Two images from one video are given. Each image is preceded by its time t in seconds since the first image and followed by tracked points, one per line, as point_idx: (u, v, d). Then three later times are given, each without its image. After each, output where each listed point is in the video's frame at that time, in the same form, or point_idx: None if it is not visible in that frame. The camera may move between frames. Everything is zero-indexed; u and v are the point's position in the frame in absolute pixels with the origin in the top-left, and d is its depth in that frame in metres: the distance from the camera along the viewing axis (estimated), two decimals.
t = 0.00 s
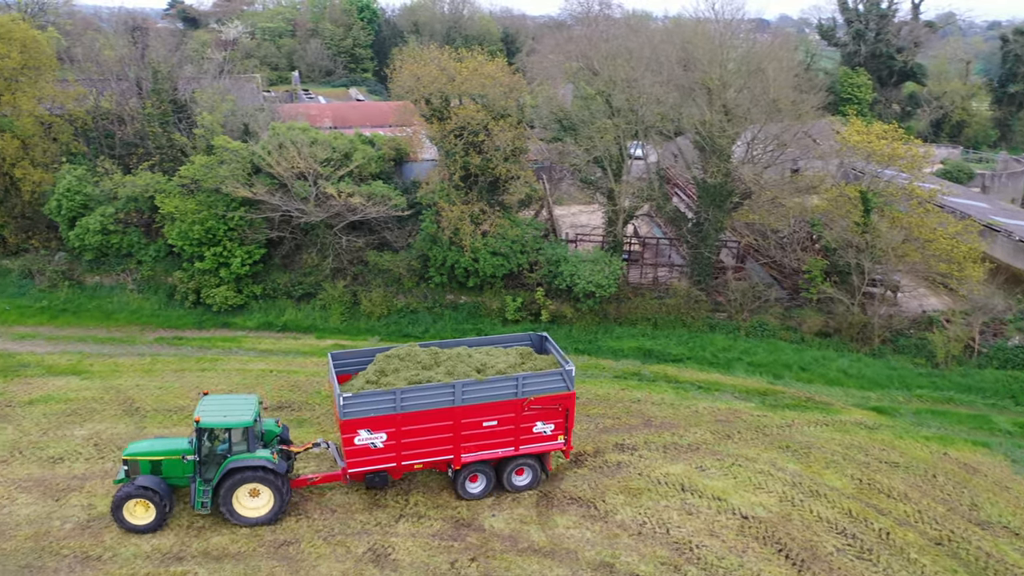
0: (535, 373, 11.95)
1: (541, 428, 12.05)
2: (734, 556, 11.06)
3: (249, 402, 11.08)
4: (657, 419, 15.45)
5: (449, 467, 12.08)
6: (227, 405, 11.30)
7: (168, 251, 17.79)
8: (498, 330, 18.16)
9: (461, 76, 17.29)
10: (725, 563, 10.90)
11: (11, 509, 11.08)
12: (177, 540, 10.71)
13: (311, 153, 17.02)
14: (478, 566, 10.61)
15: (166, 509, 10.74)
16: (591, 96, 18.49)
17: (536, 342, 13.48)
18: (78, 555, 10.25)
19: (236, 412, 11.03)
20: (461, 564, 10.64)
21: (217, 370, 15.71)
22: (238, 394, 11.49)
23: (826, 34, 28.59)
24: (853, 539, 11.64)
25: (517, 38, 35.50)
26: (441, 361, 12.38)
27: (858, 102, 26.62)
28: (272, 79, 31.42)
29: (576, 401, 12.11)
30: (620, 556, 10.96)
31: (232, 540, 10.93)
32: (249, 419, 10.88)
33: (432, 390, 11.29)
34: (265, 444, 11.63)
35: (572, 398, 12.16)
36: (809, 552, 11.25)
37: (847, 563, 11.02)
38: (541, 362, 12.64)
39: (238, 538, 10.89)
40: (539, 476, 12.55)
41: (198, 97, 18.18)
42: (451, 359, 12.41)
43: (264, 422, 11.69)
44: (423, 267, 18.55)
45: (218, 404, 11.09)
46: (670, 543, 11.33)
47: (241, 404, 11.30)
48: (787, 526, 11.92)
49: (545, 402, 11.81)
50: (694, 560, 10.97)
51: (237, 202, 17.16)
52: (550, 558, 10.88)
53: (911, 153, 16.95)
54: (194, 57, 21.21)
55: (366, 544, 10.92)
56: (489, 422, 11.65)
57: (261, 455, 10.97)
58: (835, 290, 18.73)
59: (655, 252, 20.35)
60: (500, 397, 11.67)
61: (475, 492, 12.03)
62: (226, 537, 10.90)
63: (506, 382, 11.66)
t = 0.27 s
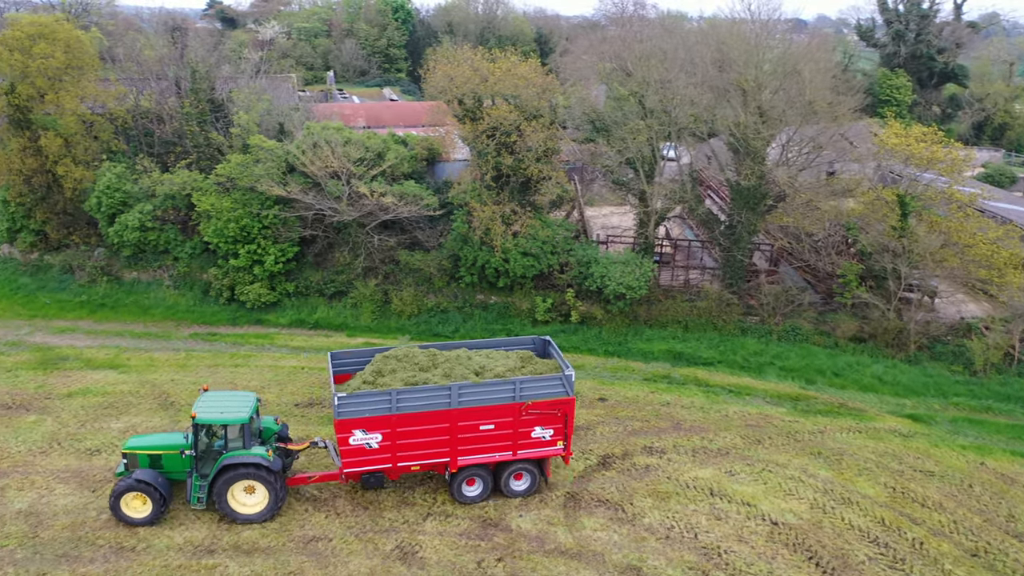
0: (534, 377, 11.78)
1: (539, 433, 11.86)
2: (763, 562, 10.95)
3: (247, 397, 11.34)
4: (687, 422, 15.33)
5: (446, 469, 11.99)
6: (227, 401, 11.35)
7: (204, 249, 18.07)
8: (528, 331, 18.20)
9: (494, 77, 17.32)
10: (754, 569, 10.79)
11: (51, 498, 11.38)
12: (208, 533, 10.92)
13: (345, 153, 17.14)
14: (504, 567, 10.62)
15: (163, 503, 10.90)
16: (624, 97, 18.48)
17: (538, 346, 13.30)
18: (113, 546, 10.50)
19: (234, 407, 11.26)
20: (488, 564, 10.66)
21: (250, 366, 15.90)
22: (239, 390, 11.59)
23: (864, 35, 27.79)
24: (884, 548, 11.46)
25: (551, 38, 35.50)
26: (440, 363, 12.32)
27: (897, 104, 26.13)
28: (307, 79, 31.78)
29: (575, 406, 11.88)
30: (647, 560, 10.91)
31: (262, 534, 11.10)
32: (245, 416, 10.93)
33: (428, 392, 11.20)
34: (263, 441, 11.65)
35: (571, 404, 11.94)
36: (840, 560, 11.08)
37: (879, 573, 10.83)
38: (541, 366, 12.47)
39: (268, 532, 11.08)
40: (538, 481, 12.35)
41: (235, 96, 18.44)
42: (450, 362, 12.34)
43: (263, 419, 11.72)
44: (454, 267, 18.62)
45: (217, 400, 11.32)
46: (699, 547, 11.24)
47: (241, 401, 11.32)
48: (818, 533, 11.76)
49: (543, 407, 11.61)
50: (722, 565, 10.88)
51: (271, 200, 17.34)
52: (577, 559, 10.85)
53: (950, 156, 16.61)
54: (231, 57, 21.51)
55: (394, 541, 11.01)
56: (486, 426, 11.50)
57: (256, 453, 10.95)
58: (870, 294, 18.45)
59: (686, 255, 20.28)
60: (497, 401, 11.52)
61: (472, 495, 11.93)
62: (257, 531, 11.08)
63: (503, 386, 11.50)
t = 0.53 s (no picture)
0: (527, 381, 11.72)
1: (531, 437, 11.75)
2: (788, 568, 10.87)
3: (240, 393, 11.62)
4: (711, 426, 15.21)
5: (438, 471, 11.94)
6: (221, 399, 11.67)
7: (232, 246, 18.26)
8: (552, 332, 18.20)
9: (521, 78, 17.35)
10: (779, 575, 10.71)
11: (83, 489, 11.66)
12: (234, 528, 11.14)
13: (372, 153, 17.23)
14: (526, 567, 10.68)
15: (156, 498, 11.08)
16: (651, 98, 18.41)
17: (534, 348, 13.17)
18: (141, 538, 10.77)
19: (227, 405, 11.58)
20: (510, 564, 10.72)
21: (276, 363, 16.05)
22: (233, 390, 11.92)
23: (896, 36, 27.58)
24: (912, 556, 11.30)
25: (579, 38, 35.46)
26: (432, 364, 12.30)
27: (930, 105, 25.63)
28: (336, 79, 32.02)
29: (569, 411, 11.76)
30: (670, 563, 10.91)
31: (287, 530, 11.31)
32: (235, 413, 11.11)
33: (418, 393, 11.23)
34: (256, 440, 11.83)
35: (565, 408, 11.82)
36: (866, 568, 10.95)
37: None
38: (535, 369, 12.38)
39: (292, 529, 11.27)
40: (531, 485, 12.11)
41: (265, 96, 18.67)
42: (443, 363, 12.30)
43: (255, 418, 11.92)
44: (479, 267, 18.64)
45: (211, 399, 11.66)
46: (722, 552, 11.19)
47: (234, 399, 11.61)
48: (844, 540, 11.63)
49: (535, 411, 11.52)
50: (746, 570, 10.82)
51: (299, 199, 17.50)
52: (599, 561, 10.88)
53: (984, 159, 16.28)
54: (261, 57, 21.74)
55: (417, 540, 11.11)
56: (477, 428, 11.46)
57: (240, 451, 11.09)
58: (900, 299, 18.18)
59: (713, 257, 20.16)
60: (488, 404, 11.47)
61: (463, 498, 11.91)
62: (281, 527, 11.29)
63: (494, 389, 11.46)
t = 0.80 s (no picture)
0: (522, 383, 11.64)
1: (524, 441, 11.68)
2: None
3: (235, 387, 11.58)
4: (738, 430, 15.05)
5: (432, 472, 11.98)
6: (218, 394, 11.73)
7: (262, 244, 18.44)
8: (579, 333, 18.17)
9: (550, 78, 17.38)
10: None
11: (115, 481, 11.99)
12: (260, 523, 11.39)
13: (401, 153, 17.30)
14: (550, 568, 10.76)
15: (151, 491, 11.33)
16: (681, 99, 18.29)
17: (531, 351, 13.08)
18: (170, 531, 11.08)
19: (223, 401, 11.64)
20: (534, 565, 10.83)
21: (304, 360, 16.19)
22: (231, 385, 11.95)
23: (934, 37, 26.93)
24: (943, 566, 11.12)
25: (609, 39, 35.38)
26: (427, 364, 12.32)
27: (967, 108, 25.16)
28: (366, 79, 32.29)
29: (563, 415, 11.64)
30: (694, 568, 10.90)
31: (313, 526, 11.54)
32: (227, 410, 11.22)
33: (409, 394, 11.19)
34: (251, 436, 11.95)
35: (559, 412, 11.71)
36: None
37: None
38: (531, 371, 12.28)
39: (318, 525, 11.49)
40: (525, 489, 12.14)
41: (296, 96, 19.00)
42: (438, 363, 12.32)
43: (252, 415, 12.06)
44: (506, 267, 18.64)
45: (208, 394, 11.78)
46: (748, 558, 11.12)
47: (230, 395, 11.64)
48: (873, 548, 11.48)
49: (529, 414, 11.42)
50: None
51: (328, 199, 17.63)
52: (623, 564, 10.91)
53: None
54: (293, 57, 21.98)
55: (441, 539, 11.26)
56: (470, 430, 11.43)
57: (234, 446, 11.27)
58: (933, 304, 17.88)
59: (742, 259, 19.99)
60: (482, 406, 11.41)
61: (455, 499, 11.92)
62: (307, 523, 11.50)
63: (487, 391, 11.38)
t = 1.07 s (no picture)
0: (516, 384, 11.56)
1: (517, 443, 11.64)
2: None
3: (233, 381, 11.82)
4: (766, 434, 14.89)
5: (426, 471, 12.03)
6: (216, 389, 11.99)
7: (292, 243, 18.61)
8: (606, 335, 18.10)
9: (580, 79, 17.39)
10: None
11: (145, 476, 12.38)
12: (287, 519, 11.67)
13: (430, 153, 17.37)
14: (574, 570, 10.80)
15: (148, 483, 11.60)
16: (712, 101, 18.05)
17: (529, 353, 12.98)
18: (199, 525, 11.40)
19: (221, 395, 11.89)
20: (558, 566, 10.87)
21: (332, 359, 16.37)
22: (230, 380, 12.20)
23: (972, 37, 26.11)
24: None
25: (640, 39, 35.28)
26: (422, 364, 12.35)
27: (1006, 110, 24.69)
28: (396, 79, 32.56)
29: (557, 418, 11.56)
30: (720, 573, 10.85)
31: (339, 523, 11.75)
32: (224, 405, 11.46)
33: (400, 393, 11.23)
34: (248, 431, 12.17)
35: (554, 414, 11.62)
36: None
37: None
38: (525, 373, 12.22)
39: (344, 522, 11.68)
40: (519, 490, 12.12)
41: (327, 96, 19.12)
42: (432, 364, 12.33)
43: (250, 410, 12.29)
44: (533, 268, 18.63)
45: (207, 389, 12.04)
46: (774, 564, 11.04)
47: (227, 390, 11.88)
48: (903, 557, 11.33)
49: (521, 416, 11.36)
50: None
51: (358, 198, 17.76)
52: (648, 568, 10.91)
53: None
54: (324, 57, 22.21)
55: (466, 538, 11.38)
56: (463, 430, 11.44)
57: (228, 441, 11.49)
58: (968, 310, 17.53)
59: (772, 262, 19.60)
60: (474, 406, 11.38)
61: (449, 499, 11.93)
62: (333, 520, 11.71)
63: (480, 391, 11.34)
